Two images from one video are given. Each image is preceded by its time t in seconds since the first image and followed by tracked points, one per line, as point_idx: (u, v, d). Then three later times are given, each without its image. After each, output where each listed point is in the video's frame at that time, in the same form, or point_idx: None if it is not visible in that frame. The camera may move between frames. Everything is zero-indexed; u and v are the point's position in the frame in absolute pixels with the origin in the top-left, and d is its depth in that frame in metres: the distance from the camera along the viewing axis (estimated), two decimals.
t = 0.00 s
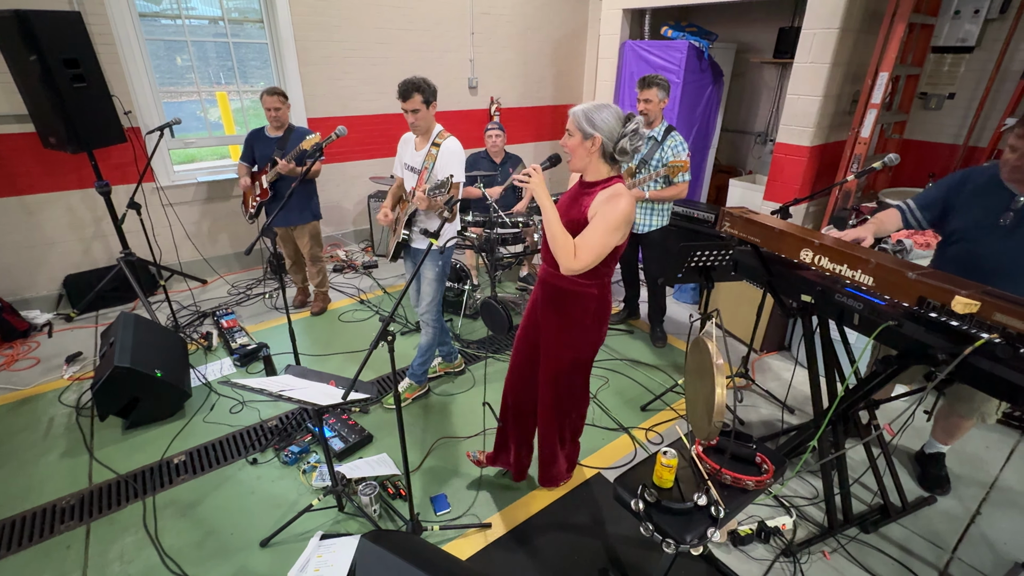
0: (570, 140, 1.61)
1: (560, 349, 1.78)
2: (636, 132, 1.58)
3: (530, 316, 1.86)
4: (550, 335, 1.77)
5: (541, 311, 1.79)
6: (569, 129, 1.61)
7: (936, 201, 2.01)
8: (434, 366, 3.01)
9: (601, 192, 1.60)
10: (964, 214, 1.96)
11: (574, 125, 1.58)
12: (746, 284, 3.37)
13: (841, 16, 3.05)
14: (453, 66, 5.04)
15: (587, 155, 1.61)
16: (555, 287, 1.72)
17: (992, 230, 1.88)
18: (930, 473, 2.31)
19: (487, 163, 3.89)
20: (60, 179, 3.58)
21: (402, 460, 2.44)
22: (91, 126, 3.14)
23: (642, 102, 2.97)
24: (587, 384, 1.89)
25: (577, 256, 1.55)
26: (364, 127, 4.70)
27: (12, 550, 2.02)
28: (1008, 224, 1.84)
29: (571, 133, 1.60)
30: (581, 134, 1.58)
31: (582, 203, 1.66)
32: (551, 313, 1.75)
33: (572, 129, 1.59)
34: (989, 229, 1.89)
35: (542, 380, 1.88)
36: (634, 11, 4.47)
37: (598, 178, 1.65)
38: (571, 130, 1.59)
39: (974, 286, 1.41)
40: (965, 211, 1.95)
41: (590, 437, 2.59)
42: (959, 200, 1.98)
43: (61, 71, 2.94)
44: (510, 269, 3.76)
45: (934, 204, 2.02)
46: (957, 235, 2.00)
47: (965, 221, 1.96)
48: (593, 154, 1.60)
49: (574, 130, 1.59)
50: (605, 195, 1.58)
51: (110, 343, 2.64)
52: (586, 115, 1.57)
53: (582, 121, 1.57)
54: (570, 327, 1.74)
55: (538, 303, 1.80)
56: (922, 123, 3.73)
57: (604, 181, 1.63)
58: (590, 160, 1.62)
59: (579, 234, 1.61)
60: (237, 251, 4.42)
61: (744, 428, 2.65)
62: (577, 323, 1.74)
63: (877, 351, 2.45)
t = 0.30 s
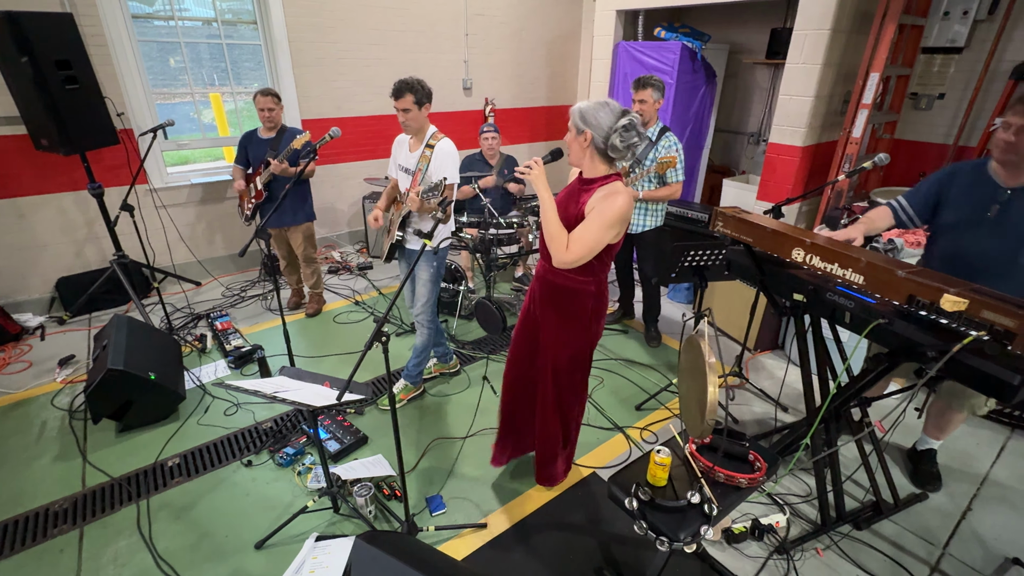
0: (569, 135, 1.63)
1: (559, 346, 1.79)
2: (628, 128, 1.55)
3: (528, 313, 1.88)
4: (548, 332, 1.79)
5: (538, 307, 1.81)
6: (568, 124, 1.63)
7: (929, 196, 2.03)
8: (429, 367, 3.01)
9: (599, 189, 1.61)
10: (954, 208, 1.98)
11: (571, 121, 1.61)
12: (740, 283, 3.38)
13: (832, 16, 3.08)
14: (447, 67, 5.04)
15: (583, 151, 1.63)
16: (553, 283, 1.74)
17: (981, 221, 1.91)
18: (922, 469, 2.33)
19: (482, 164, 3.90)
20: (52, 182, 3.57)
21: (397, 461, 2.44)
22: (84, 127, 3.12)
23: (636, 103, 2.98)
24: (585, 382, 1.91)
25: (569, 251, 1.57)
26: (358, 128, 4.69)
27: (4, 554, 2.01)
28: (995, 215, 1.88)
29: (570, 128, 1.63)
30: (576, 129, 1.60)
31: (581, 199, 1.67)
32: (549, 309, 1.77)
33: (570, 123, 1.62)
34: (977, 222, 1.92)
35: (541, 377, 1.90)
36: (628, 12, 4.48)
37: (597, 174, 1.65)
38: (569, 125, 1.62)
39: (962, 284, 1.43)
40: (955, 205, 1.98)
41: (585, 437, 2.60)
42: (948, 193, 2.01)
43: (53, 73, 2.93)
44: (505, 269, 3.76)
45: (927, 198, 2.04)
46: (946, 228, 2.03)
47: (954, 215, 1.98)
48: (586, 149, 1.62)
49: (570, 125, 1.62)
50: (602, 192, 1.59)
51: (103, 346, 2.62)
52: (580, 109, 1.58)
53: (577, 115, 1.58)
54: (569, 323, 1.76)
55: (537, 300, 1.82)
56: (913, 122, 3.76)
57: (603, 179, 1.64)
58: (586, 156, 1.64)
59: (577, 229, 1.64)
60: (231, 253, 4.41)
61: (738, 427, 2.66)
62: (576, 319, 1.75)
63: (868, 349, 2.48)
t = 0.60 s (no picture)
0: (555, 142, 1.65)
1: (548, 347, 1.81)
2: (608, 132, 1.58)
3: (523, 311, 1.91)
4: (538, 329, 1.81)
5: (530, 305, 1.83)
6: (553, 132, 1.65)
7: (893, 202, 2.08)
8: (422, 368, 3.01)
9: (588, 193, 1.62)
10: (917, 214, 2.03)
11: (556, 130, 1.63)
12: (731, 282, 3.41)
13: (819, 18, 3.11)
14: (440, 68, 5.05)
15: (570, 157, 1.64)
16: (543, 283, 1.75)
17: (942, 226, 1.97)
18: (910, 465, 2.36)
19: (474, 165, 3.90)
20: (41, 184, 3.54)
21: (391, 462, 2.44)
22: (73, 129, 3.10)
23: (628, 104, 3.00)
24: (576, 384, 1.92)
25: (559, 254, 1.59)
26: (350, 130, 4.68)
27: None
28: (955, 220, 1.94)
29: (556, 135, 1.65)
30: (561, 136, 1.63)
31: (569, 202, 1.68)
32: (540, 307, 1.79)
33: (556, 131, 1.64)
34: (939, 226, 1.98)
35: (532, 377, 1.92)
36: (619, 13, 4.51)
37: (585, 178, 1.66)
38: (555, 132, 1.64)
39: (946, 281, 1.44)
40: (917, 210, 2.03)
41: (578, 436, 2.61)
42: (912, 199, 2.05)
43: (41, 75, 2.91)
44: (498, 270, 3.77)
45: (890, 204, 2.09)
46: (911, 232, 2.08)
47: (917, 220, 2.03)
48: (572, 156, 1.64)
49: (555, 133, 1.64)
50: (591, 196, 1.60)
51: (93, 349, 2.60)
52: (562, 117, 1.61)
53: (559, 123, 1.61)
54: (558, 325, 1.78)
55: (530, 300, 1.84)
56: (900, 123, 3.81)
57: (592, 182, 1.65)
58: (573, 161, 1.65)
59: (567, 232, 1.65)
60: (223, 255, 4.39)
61: (730, 425, 2.68)
62: (565, 321, 1.77)
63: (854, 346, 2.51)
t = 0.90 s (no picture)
0: (554, 130, 1.62)
1: (535, 336, 1.83)
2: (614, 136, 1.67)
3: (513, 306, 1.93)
4: (527, 320, 1.83)
5: (520, 297, 1.85)
6: (555, 118, 1.61)
7: (872, 193, 2.16)
8: (416, 369, 3.01)
9: (575, 184, 1.63)
10: (893, 202, 2.10)
11: (560, 116, 1.59)
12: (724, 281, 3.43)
13: (809, 19, 3.14)
14: (433, 69, 5.05)
15: (569, 148, 1.63)
16: (530, 274, 1.78)
17: (917, 213, 2.02)
18: (900, 461, 2.38)
19: (467, 165, 3.90)
20: (29, 186, 3.50)
21: (385, 463, 2.44)
22: (61, 131, 3.07)
23: (620, 105, 3.02)
24: (564, 374, 1.93)
25: (550, 247, 1.62)
26: (343, 130, 4.67)
27: None
28: (930, 206, 1.99)
29: (557, 122, 1.61)
30: (566, 125, 1.60)
31: (556, 193, 1.69)
32: (528, 297, 1.81)
33: (559, 118, 1.60)
34: (914, 213, 2.03)
35: (524, 369, 1.94)
36: (611, 14, 4.52)
37: (573, 169, 1.68)
38: (558, 120, 1.60)
39: (934, 279, 1.45)
40: (894, 199, 2.09)
41: (572, 436, 2.62)
42: (889, 189, 2.12)
43: (29, 76, 2.88)
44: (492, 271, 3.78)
45: (868, 194, 2.17)
46: (889, 221, 2.13)
47: (895, 209, 2.09)
48: (574, 147, 1.63)
49: (561, 120, 1.60)
50: (579, 187, 1.62)
51: (84, 352, 2.58)
52: (572, 107, 1.58)
53: (568, 110, 1.58)
54: (544, 315, 1.80)
55: (518, 293, 1.86)
56: (889, 122, 3.85)
57: (580, 174, 1.66)
58: (571, 151, 1.64)
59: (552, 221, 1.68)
60: (215, 257, 4.36)
61: (723, 423, 2.70)
62: (551, 310, 1.79)
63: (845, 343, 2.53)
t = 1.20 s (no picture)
0: (539, 140, 1.62)
1: (526, 332, 1.84)
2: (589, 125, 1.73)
3: (504, 303, 1.94)
4: (519, 316, 1.84)
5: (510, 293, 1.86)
6: (537, 130, 1.61)
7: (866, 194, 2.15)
8: (409, 369, 3.00)
9: (566, 184, 1.65)
10: (888, 203, 2.10)
11: (542, 128, 1.59)
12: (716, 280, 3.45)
13: (799, 18, 3.16)
14: (425, 68, 5.04)
15: (558, 152, 1.64)
16: (523, 272, 1.79)
17: (913, 214, 2.03)
18: (891, 456, 2.40)
19: (459, 164, 3.90)
20: (17, 187, 3.46)
21: (378, 463, 2.43)
22: (49, 131, 3.04)
23: (612, 104, 3.02)
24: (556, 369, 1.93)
25: (560, 251, 1.63)
26: (335, 130, 4.66)
27: None
28: (925, 207, 2.00)
29: (540, 133, 1.61)
30: (552, 134, 1.60)
31: (548, 194, 1.69)
32: (520, 294, 1.81)
33: (542, 129, 1.60)
34: (909, 215, 2.03)
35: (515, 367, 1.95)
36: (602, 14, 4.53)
37: (561, 170, 1.69)
38: (541, 131, 1.60)
39: (921, 275, 1.47)
40: (889, 200, 2.09)
41: (565, 434, 2.62)
42: (883, 189, 2.12)
43: (16, 77, 2.85)
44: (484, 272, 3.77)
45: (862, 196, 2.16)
46: (883, 223, 2.14)
47: (889, 209, 2.10)
48: (563, 150, 1.64)
49: (543, 130, 1.60)
50: (571, 186, 1.64)
51: (73, 355, 2.56)
52: (551, 115, 1.59)
53: (549, 122, 1.59)
54: (535, 311, 1.80)
55: (509, 289, 1.87)
56: (878, 121, 3.88)
57: (568, 174, 1.67)
58: (559, 155, 1.65)
59: (550, 226, 1.68)
60: (207, 258, 4.34)
61: (715, 420, 2.71)
62: (545, 308, 1.79)
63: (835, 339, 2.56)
